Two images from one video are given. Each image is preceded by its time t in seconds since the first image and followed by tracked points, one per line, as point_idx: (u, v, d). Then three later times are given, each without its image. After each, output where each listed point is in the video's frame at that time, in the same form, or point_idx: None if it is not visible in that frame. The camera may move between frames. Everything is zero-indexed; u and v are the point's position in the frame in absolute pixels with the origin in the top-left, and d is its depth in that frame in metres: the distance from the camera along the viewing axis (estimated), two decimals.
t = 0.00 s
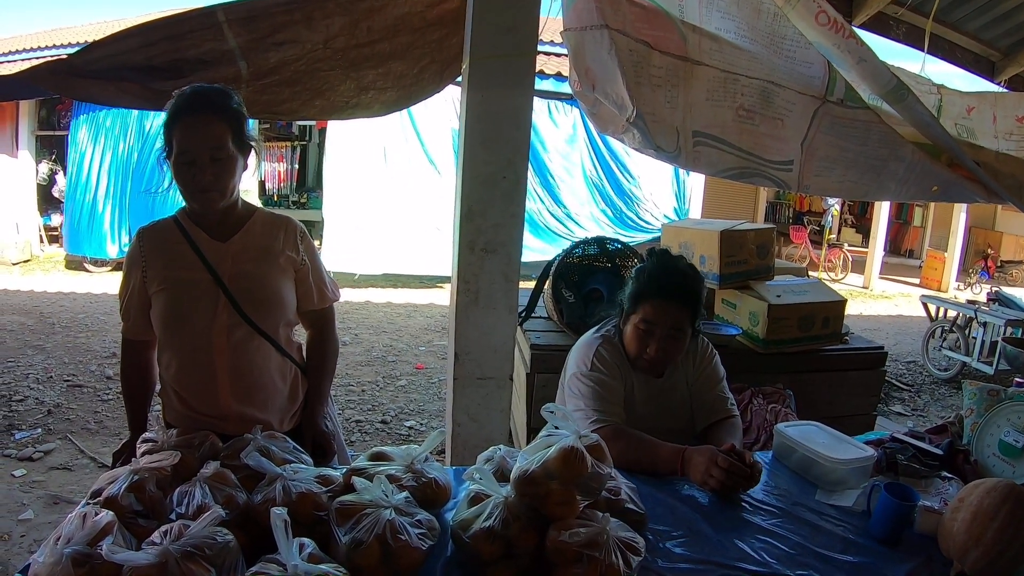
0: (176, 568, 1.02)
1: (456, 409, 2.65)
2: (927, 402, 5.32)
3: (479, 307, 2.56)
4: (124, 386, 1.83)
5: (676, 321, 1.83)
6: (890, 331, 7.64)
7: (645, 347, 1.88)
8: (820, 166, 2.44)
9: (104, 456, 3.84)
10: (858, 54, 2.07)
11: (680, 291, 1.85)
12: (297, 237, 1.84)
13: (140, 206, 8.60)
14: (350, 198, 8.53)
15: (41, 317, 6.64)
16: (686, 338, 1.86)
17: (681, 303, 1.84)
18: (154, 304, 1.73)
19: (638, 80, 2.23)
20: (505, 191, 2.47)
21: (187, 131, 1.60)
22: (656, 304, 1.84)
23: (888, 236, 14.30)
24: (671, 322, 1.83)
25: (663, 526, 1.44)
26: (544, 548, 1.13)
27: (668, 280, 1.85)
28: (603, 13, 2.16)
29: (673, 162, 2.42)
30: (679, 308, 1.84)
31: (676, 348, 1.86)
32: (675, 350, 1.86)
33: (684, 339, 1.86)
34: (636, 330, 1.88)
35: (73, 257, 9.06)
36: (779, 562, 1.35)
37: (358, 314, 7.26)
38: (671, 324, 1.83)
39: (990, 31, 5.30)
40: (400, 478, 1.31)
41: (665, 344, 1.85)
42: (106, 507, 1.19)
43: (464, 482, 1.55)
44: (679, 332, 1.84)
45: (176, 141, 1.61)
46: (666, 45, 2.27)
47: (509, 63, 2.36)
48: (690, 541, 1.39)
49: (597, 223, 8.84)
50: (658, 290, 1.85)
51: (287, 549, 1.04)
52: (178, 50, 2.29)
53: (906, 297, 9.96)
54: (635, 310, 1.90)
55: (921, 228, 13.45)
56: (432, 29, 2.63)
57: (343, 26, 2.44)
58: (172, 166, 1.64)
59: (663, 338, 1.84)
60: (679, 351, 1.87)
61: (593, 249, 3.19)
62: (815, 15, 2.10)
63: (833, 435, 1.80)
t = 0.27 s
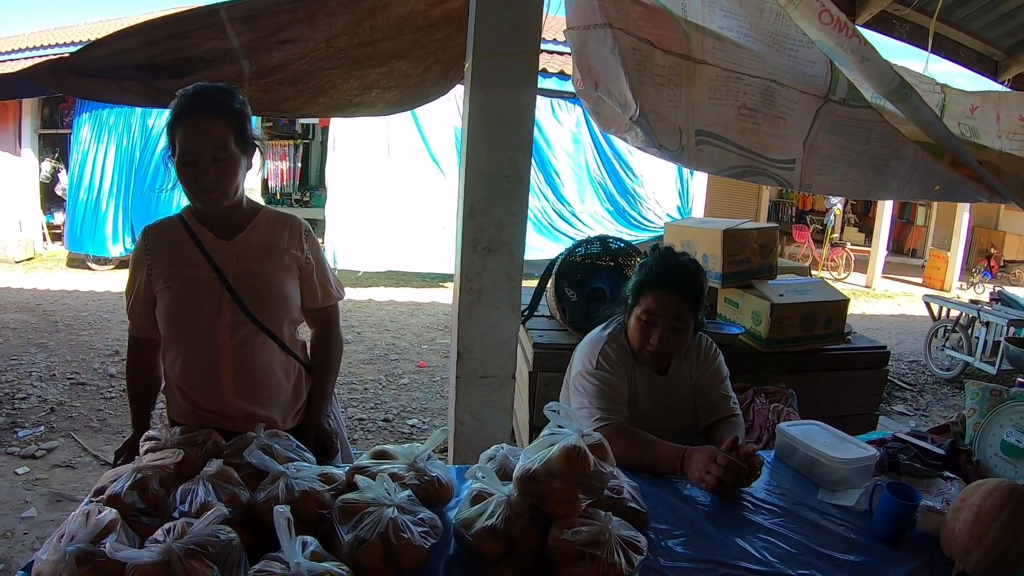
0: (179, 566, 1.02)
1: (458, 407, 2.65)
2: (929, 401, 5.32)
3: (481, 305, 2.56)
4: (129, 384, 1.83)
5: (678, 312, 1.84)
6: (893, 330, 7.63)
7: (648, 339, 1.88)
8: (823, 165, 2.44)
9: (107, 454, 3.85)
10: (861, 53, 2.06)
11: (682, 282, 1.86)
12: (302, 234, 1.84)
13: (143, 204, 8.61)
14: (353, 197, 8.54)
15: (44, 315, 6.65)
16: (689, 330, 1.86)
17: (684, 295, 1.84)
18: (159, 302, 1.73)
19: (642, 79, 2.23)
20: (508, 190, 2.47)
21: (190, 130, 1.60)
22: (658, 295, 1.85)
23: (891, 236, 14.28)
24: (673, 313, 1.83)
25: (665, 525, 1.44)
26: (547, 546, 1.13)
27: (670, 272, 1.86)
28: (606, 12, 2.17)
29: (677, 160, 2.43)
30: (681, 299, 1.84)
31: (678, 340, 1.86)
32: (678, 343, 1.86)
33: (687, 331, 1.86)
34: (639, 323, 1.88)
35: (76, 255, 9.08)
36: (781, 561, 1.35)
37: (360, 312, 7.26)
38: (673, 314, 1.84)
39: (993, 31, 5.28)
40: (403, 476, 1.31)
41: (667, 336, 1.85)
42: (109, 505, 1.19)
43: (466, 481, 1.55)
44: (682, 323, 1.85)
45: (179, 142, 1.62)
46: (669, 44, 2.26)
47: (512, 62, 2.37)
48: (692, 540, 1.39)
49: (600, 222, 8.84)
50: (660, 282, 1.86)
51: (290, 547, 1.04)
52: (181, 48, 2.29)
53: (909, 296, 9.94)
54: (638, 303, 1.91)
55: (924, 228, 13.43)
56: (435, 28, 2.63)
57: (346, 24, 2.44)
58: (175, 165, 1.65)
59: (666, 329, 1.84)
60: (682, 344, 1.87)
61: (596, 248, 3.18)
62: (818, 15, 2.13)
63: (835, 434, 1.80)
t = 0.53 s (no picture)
0: (187, 565, 1.03)
1: (462, 407, 2.66)
2: (932, 403, 5.32)
3: (486, 306, 2.57)
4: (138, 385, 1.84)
5: (687, 301, 1.87)
6: (895, 331, 7.63)
7: (657, 331, 1.89)
8: (827, 167, 2.44)
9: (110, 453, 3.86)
10: (865, 55, 2.07)
11: (691, 274, 1.90)
12: (310, 234, 1.84)
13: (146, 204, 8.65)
14: (357, 197, 8.58)
15: (47, 315, 6.67)
16: (697, 321, 1.88)
17: (693, 285, 1.88)
18: (169, 302, 1.75)
19: (645, 80, 2.23)
20: (513, 191, 2.47)
21: (199, 131, 1.61)
22: (667, 285, 1.88)
23: (893, 237, 14.27)
24: (683, 302, 1.86)
25: (669, 526, 1.44)
26: (553, 546, 1.14)
27: (679, 266, 1.91)
28: (611, 13, 2.18)
29: (679, 161, 2.40)
30: (691, 289, 1.88)
31: (687, 331, 1.87)
32: (687, 334, 1.88)
33: (696, 322, 1.87)
34: (648, 314, 1.90)
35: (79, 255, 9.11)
36: (785, 562, 1.36)
37: (363, 313, 7.28)
38: (682, 303, 1.86)
39: (997, 31, 5.28)
40: (409, 477, 1.32)
41: (677, 326, 1.86)
42: (117, 505, 1.20)
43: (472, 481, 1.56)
44: (691, 313, 1.87)
45: (187, 143, 1.63)
46: (673, 46, 2.27)
47: (516, 63, 2.37)
48: (696, 540, 1.40)
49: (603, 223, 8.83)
50: (669, 273, 1.90)
51: (298, 547, 1.05)
52: (187, 48, 2.30)
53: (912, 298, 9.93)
54: (647, 296, 1.94)
55: (926, 229, 13.42)
56: (440, 29, 2.64)
57: (350, 25, 2.45)
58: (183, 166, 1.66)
59: (675, 319, 1.86)
60: (691, 337, 1.89)
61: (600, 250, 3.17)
62: (821, 16, 2.12)
63: (839, 435, 1.80)
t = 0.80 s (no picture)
0: (190, 567, 1.04)
1: (463, 410, 2.67)
2: (933, 403, 5.32)
3: (486, 308, 2.58)
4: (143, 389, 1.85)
5: (684, 300, 1.88)
6: (896, 332, 7.63)
7: (655, 331, 1.90)
8: (826, 169, 2.45)
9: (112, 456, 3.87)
10: (865, 56, 2.07)
11: (687, 273, 1.91)
12: (312, 235, 1.85)
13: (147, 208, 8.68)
14: (358, 200, 8.62)
15: (49, 318, 6.68)
16: (695, 320, 1.89)
17: (689, 284, 1.90)
18: (174, 305, 1.76)
19: (645, 83, 2.25)
20: (514, 194, 2.49)
21: (202, 134, 1.63)
22: (664, 284, 1.89)
23: (894, 237, 14.27)
24: (680, 301, 1.87)
25: (668, 527, 1.45)
26: (552, 547, 1.14)
27: (675, 266, 1.92)
28: (609, 16, 2.19)
29: (680, 164, 2.40)
30: (687, 289, 1.89)
31: (685, 330, 1.88)
32: (684, 333, 1.88)
33: (694, 321, 1.88)
34: (646, 314, 1.91)
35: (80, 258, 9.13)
36: (783, 562, 1.36)
37: (364, 315, 7.29)
38: (679, 302, 1.87)
39: (996, 32, 5.29)
40: (409, 479, 1.33)
41: (675, 325, 1.87)
42: (120, 508, 1.21)
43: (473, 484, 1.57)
44: (689, 312, 1.88)
45: (190, 145, 1.64)
46: (672, 48, 2.29)
47: (516, 66, 2.38)
48: (695, 541, 1.41)
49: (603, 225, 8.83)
50: (666, 273, 1.91)
51: (299, 549, 1.06)
52: (188, 52, 2.31)
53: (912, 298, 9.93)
54: (644, 296, 1.95)
55: (927, 229, 13.43)
56: (439, 32, 2.65)
57: (350, 29, 2.46)
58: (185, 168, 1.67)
59: (673, 318, 1.87)
60: (689, 336, 1.89)
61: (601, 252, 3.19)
62: (822, 17, 2.14)
63: (838, 436, 1.81)
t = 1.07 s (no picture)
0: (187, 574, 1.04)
1: (461, 414, 2.67)
2: (930, 404, 5.33)
3: (484, 312, 2.58)
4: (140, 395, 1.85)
5: (680, 302, 1.88)
6: (894, 333, 7.64)
7: (651, 334, 1.90)
8: (824, 171, 2.45)
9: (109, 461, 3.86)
10: (863, 57, 2.09)
11: (682, 276, 1.92)
12: (309, 237, 1.84)
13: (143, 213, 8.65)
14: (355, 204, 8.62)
15: (46, 323, 6.67)
16: (691, 322, 1.89)
17: (684, 286, 1.90)
18: (173, 309, 1.76)
19: (642, 85, 2.24)
20: (511, 198, 2.49)
21: (199, 139, 1.62)
22: (660, 286, 1.90)
23: (891, 238, 14.31)
24: (675, 303, 1.88)
25: (666, 530, 1.45)
26: (550, 551, 1.14)
27: (670, 268, 1.93)
28: (605, 19, 2.19)
29: (677, 168, 2.38)
30: (683, 291, 1.89)
31: (681, 332, 1.88)
32: (680, 335, 1.88)
33: (690, 323, 1.88)
34: (642, 317, 1.91)
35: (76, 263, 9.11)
36: (781, 565, 1.37)
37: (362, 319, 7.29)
38: (674, 304, 1.88)
39: (991, 32, 5.31)
40: (406, 484, 1.32)
41: (671, 327, 1.87)
42: (117, 514, 1.20)
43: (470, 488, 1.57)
44: (684, 314, 1.88)
45: (187, 150, 1.64)
46: (669, 51, 2.30)
47: (512, 69, 2.39)
48: (694, 544, 1.41)
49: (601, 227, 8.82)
50: (661, 275, 1.91)
51: (297, 554, 1.05)
52: (183, 57, 2.31)
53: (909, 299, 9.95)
54: (640, 299, 1.95)
55: (924, 230, 13.46)
56: (435, 35, 2.65)
57: (346, 32, 2.46)
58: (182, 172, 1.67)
59: (669, 320, 1.87)
60: (685, 338, 1.89)
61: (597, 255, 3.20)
62: (817, 19, 2.13)
63: (836, 438, 1.81)
